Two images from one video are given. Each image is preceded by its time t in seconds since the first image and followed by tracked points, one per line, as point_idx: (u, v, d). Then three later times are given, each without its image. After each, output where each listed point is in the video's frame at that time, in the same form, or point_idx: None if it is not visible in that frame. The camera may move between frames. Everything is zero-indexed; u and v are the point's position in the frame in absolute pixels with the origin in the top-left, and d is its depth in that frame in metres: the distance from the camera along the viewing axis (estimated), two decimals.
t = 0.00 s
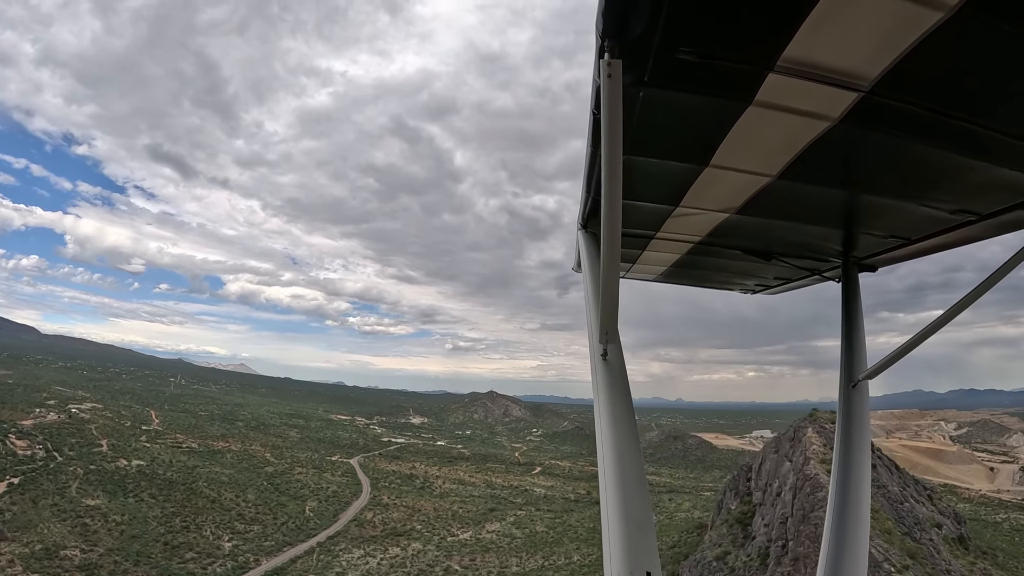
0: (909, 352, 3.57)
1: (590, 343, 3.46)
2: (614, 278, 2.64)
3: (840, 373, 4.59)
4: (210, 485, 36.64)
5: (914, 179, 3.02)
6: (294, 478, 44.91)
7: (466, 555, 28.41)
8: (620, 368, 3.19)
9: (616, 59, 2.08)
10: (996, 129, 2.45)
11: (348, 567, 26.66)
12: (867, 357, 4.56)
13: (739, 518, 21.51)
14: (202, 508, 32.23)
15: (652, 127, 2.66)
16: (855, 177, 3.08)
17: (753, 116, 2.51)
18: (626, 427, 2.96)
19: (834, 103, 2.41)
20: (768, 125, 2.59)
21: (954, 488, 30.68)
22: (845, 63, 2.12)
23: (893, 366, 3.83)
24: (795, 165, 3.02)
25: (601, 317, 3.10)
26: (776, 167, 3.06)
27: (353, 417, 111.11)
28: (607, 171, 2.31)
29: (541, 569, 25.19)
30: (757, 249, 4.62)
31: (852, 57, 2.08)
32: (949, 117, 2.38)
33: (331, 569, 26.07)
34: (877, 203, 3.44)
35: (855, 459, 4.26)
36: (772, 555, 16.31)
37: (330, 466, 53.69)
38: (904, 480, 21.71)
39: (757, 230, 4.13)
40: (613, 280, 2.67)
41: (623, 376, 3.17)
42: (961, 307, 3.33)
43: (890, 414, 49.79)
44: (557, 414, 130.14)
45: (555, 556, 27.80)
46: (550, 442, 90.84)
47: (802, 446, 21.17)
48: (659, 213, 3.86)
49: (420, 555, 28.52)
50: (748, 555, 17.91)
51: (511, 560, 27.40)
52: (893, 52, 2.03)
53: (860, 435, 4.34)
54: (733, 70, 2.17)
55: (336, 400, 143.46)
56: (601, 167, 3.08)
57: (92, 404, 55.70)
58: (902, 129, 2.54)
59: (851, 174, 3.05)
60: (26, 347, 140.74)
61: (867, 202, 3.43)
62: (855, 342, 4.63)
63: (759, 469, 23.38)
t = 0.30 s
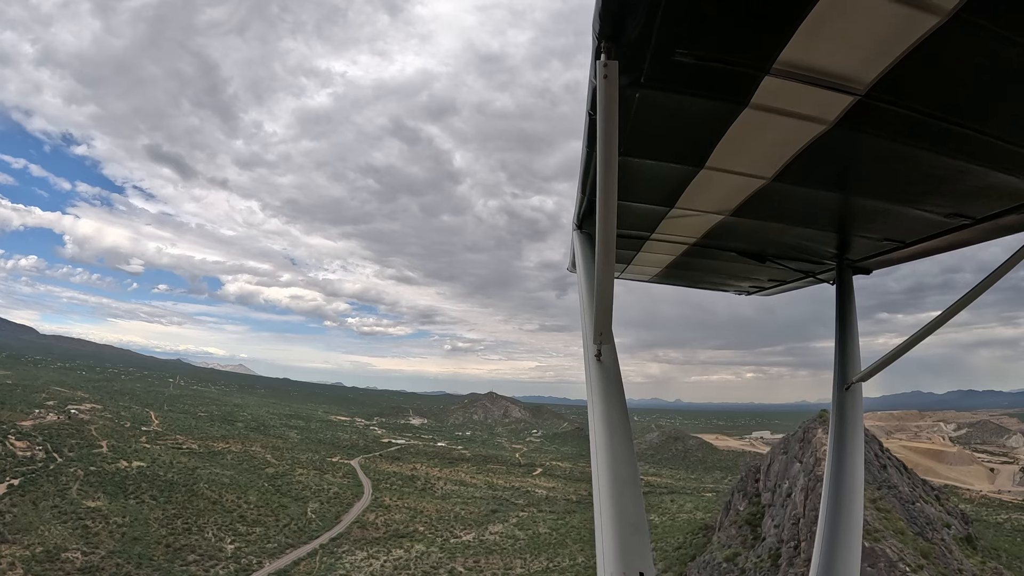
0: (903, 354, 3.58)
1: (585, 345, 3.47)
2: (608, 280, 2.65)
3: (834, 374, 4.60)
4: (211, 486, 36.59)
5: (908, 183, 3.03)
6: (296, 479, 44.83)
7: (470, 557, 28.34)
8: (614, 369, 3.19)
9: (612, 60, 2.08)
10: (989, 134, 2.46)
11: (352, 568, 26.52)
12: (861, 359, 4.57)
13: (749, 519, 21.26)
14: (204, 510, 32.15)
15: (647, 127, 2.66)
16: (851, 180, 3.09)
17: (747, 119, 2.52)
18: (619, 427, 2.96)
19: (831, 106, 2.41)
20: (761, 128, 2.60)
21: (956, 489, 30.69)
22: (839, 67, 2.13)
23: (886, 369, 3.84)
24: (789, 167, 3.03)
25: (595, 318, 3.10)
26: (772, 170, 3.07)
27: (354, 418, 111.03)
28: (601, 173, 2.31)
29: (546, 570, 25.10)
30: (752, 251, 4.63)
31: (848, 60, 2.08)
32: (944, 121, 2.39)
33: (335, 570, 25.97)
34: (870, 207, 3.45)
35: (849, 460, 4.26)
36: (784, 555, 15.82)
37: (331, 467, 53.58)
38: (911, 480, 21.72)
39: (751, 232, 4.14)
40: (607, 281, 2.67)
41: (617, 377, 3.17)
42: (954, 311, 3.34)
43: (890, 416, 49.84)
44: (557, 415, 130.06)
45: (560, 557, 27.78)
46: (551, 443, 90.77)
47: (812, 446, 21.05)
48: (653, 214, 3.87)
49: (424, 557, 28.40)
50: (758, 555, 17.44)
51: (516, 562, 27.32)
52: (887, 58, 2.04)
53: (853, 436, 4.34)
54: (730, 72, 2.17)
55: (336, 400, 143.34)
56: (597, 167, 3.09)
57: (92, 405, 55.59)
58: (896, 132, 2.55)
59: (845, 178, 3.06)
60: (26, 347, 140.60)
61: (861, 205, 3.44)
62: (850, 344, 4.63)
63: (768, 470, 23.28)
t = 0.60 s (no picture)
0: (903, 356, 3.57)
1: (584, 347, 3.48)
2: (609, 281, 2.65)
3: (834, 376, 4.62)
4: (211, 487, 36.56)
5: (908, 185, 3.05)
6: (296, 479, 44.76)
7: (474, 558, 28.27)
8: (614, 370, 3.20)
9: (613, 60, 2.08)
10: (991, 137, 2.46)
11: (354, 569, 26.43)
12: (861, 362, 4.58)
13: (757, 521, 21.12)
14: (205, 511, 32.03)
15: (647, 130, 2.67)
16: (852, 182, 3.09)
17: (748, 121, 2.52)
18: (619, 428, 2.97)
19: (831, 109, 2.42)
20: (762, 130, 2.60)
21: (957, 489, 30.74)
22: (839, 70, 2.14)
23: (887, 371, 3.85)
24: (790, 169, 3.03)
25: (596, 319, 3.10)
26: (773, 171, 3.07)
27: (353, 418, 110.94)
28: (603, 175, 2.32)
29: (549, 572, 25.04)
30: (753, 253, 4.64)
31: (849, 62, 2.08)
32: (943, 125, 2.40)
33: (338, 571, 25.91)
34: (871, 209, 3.46)
35: (848, 462, 4.26)
36: (794, 555, 15.66)
37: (331, 468, 53.50)
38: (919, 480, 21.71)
39: (752, 234, 4.15)
40: (608, 283, 2.68)
41: (616, 378, 3.18)
42: (954, 313, 3.34)
43: (889, 417, 49.92)
44: (557, 416, 130.08)
45: (563, 559, 27.73)
46: (551, 443, 90.74)
47: (822, 446, 20.97)
48: (653, 216, 3.87)
49: (428, 558, 28.31)
50: (768, 556, 17.39)
51: (520, 563, 27.27)
52: (886, 61, 2.05)
53: (853, 438, 4.34)
54: (731, 73, 2.17)
55: (336, 401, 143.19)
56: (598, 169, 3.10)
57: (90, 405, 55.46)
58: (898, 136, 2.55)
59: (846, 180, 3.06)
60: (25, 347, 140.22)
61: (861, 208, 3.45)
62: (849, 347, 4.64)
63: (775, 471, 23.21)
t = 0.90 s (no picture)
0: (909, 359, 3.57)
1: (588, 350, 3.48)
2: (613, 282, 2.66)
3: (839, 380, 4.64)
4: (211, 487, 36.51)
5: (914, 189, 3.05)
6: (297, 480, 44.70)
7: (477, 559, 28.20)
8: (618, 373, 3.20)
9: (619, 63, 2.09)
10: (996, 140, 2.47)
11: (357, 571, 26.37)
12: (865, 366, 4.58)
13: (765, 521, 21.08)
14: (206, 512, 31.92)
15: (652, 133, 2.68)
16: (858, 185, 3.10)
17: (753, 124, 2.53)
18: (622, 429, 2.99)
19: (835, 112, 2.43)
20: (770, 133, 2.60)
21: (958, 489, 30.84)
22: (844, 72, 2.15)
23: (891, 375, 3.85)
24: (795, 172, 3.03)
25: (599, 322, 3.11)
26: (778, 175, 3.08)
27: (353, 418, 110.82)
28: (608, 176, 2.32)
29: (553, 573, 25.00)
30: (756, 257, 4.64)
31: (852, 64, 2.09)
32: (948, 127, 2.40)
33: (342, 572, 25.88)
34: (875, 213, 3.46)
35: (852, 465, 4.28)
36: (805, 554, 15.64)
37: (331, 469, 53.43)
38: (927, 480, 21.70)
39: (757, 238, 4.16)
40: (612, 286, 2.69)
41: (620, 382, 3.18)
42: (959, 317, 3.34)
43: (889, 417, 50.00)
44: (556, 417, 130.24)
45: (567, 559, 27.76)
46: (551, 444, 90.81)
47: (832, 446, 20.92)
48: (659, 219, 3.87)
49: (430, 559, 28.20)
50: (778, 556, 17.38)
51: (523, 564, 27.23)
52: (890, 64, 2.06)
53: (857, 442, 4.35)
54: (734, 76, 2.18)
55: (335, 401, 143.02)
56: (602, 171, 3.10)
57: (89, 405, 55.30)
58: (903, 139, 2.56)
59: (851, 183, 3.07)
60: (23, 347, 139.75)
61: (866, 211, 3.45)
62: (853, 350, 4.65)
63: (782, 471, 23.18)
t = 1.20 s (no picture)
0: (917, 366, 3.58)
1: (595, 360, 3.51)
2: (620, 293, 2.68)
3: (846, 389, 4.65)
4: (211, 488, 36.51)
5: (921, 196, 3.06)
6: (297, 480, 44.65)
7: (480, 560, 28.12)
8: (625, 383, 3.22)
9: (623, 74, 2.10)
10: (1005, 146, 2.47)
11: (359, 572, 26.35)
12: (872, 374, 4.60)
13: (774, 521, 21.06)
14: (207, 512, 31.83)
15: (659, 142, 2.69)
16: (865, 194, 3.10)
17: (759, 133, 2.54)
18: (629, 439, 2.99)
19: (842, 120, 2.43)
20: (776, 142, 2.62)
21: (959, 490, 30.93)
22: (846, 80, 2.16)
23: (899, 382, 3.86)
24: (802, 181, 3.04)
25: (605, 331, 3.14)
26: (783, 184, 3.09)
27: (352, 418, 110.69)
28: (613, 189, 2.34)
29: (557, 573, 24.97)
30: (762, 265, 4.65)
31: (856, 73, 2.10)
32: (954, 135, 2.41)
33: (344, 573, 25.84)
34: (883, 220, 3.47)
35: (861, 473, 4.29)
36: (815, 554, 15.63)
37: (332, 469, 53.35)
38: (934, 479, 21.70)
39: (763, 247, 4.17)
40: (618, 295, 2.70)
41: (627, 392, 3.19)
42: (966, 324, 3.35)
43: (889, 417, 50.05)
44: (555, 417, 130.27)
45: (571, 560, 27.77)
46: (551, 443, 90.85)
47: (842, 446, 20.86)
48: (666, 228, 3.88)
49: (433, 560, 28.07)
50: (787, 556, 17.36)
51: (527, 564, 27.15)
52: (892, 72, 2.08)
53: (864, 450, 4.37)
54: (739, 86, 2.19)
55: (335, 401, 142.81)
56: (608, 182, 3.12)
57: (88, 405, 55.15)
58: (909, 147, 2.58)
59: (859, 191, 3.07)
60: (20, 347, 139.33)
61: (873, 219, 3.46)
62: (861, 357, 4.66)
63: (790, 471, 23.17)
